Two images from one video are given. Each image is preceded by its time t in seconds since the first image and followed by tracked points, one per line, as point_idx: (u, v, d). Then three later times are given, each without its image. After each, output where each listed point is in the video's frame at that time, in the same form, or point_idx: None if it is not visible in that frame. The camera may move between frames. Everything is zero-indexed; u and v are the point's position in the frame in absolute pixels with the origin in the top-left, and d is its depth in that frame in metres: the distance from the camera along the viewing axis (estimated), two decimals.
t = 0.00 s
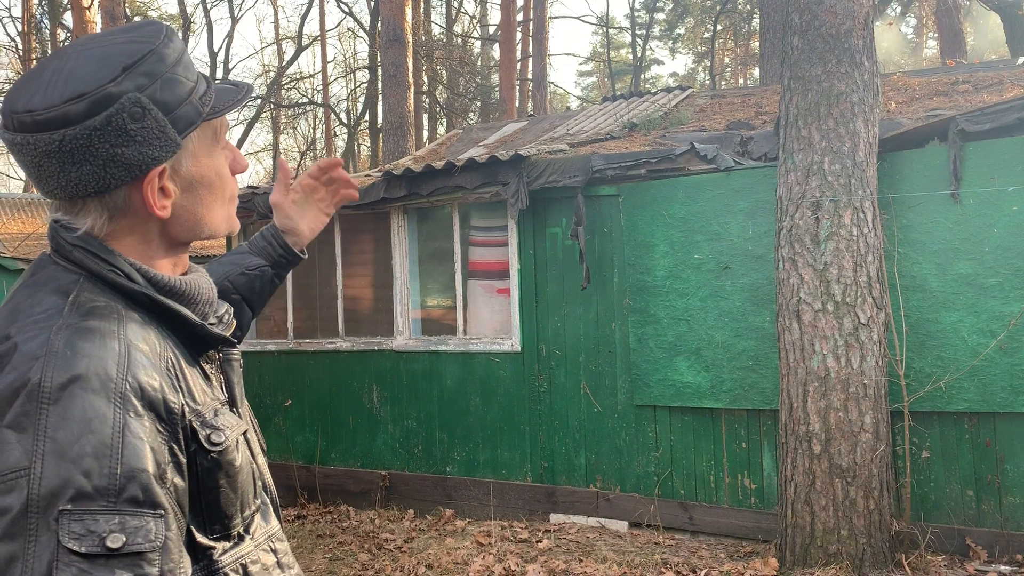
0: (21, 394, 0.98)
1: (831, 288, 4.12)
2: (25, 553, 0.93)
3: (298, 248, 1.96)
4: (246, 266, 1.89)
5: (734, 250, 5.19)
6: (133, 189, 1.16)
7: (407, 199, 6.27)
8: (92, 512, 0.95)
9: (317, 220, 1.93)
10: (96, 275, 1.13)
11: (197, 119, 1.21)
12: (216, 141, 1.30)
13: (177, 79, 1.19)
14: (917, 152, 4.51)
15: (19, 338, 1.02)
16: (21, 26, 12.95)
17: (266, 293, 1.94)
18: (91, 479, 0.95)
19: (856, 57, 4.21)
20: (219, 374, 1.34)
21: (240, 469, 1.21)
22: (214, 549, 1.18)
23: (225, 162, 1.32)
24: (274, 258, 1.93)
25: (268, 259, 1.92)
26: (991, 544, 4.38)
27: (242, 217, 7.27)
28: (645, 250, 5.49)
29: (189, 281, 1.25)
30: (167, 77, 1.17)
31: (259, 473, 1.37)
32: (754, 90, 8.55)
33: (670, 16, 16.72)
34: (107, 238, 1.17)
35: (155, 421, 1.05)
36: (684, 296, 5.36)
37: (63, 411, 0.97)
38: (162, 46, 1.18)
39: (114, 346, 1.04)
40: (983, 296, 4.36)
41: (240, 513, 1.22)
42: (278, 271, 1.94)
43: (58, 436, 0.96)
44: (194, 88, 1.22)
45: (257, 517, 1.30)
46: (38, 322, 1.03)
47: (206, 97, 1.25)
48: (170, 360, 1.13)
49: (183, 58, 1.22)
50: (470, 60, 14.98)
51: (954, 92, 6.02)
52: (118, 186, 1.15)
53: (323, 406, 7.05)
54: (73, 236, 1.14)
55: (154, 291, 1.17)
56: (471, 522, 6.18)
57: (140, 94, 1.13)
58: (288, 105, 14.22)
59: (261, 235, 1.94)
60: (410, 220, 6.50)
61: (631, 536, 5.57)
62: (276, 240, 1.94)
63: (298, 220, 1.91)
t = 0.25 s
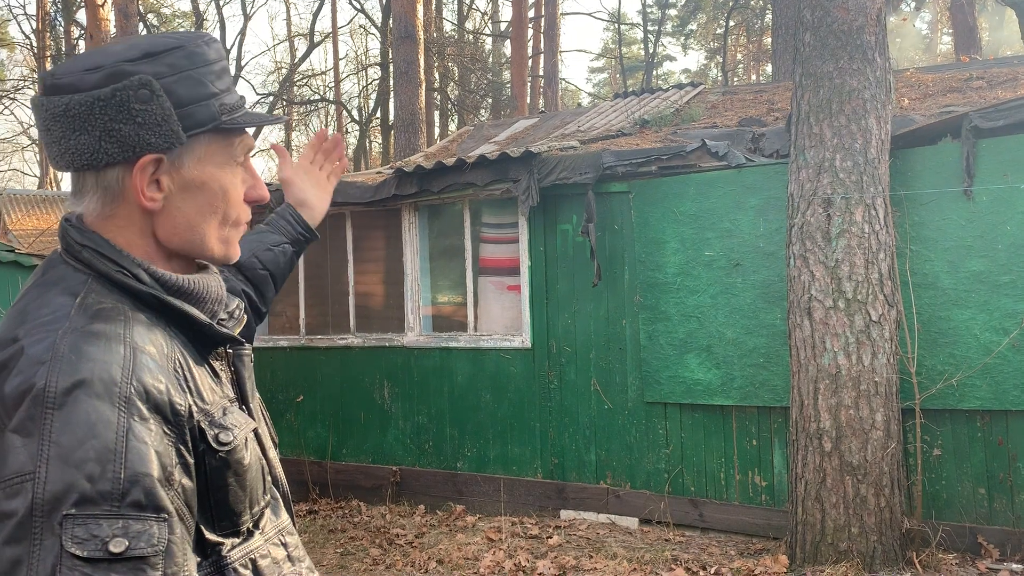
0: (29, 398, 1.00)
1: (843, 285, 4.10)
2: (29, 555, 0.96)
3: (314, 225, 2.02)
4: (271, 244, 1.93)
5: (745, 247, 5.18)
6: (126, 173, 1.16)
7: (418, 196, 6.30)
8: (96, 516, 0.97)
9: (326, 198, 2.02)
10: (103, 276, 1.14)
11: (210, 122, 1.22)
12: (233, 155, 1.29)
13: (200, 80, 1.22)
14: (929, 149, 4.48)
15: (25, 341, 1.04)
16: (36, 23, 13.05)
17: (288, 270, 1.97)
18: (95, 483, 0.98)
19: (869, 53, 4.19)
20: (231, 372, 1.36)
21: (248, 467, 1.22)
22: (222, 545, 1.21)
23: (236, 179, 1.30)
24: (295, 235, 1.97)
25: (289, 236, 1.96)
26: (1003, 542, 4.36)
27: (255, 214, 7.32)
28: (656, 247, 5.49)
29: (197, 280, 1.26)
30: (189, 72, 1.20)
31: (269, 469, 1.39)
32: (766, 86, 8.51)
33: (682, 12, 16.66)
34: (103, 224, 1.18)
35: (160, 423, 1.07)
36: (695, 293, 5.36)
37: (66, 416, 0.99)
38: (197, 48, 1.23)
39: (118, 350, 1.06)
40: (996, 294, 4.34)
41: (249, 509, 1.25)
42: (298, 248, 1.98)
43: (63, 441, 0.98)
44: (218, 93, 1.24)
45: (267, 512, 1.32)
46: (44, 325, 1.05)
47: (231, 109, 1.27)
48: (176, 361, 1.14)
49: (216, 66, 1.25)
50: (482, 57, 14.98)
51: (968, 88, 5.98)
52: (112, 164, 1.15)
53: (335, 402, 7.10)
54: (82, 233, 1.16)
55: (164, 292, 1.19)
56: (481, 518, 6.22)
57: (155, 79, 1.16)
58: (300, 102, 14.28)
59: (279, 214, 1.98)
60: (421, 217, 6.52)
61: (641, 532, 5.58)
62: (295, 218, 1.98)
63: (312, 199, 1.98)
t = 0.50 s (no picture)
0: (45, 389, 1.02)
1: (851, 282, 4.10)
2: (44, 544, 0.98)
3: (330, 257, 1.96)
4: (286, 267, 1.89)
5: (753, 244, 5.17)
6: (142, 175, 1.18)
7: (426, 193, 6.31)
8: (110, 507, 0.99)
9: (344, 233, 1.99)
10: (119, 271, 1.16)
11: (226, 128, 1.23)
12: (247, 161, 1.29)
13: (219, 86, 1.23)
14: (939, 145, 4.47)
15: (42, 335, 1.07)
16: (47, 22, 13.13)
17: (300, 298, 1.91)
18: (109, 474, 1.00)
19: (877, 50, 4.18)
20: (242, 369, 1.37)
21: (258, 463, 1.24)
22: (232, 539, 1.22)
23: (249, 185, 1.31)
24: (310, 262, 1.92)
25: (305, 262, 1.92)
26: (1012, 540, 4.35)
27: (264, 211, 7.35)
28: (664, 244, 5.49)
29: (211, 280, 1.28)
30: (208, 79, 1.21)
31: (279, 467, 1.40)
32: (775, 82, 8.49)
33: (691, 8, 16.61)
34: (117, 224, 1.20)
35: (172, 417, 1.09)
36: (702, 290, 5.35)
37: (82, 407, 1.01)
38: (217, 55, 1.24)
39: (133, 344, 1.08)
40: (1006, 291, 4.32)
41: (259, 505, 1.26)
42: (313, 277, 1.93)
43: (78, 432, 1.00)
44: (235, 99, 1.25)
45: (276, 508, 1.33)
46: (61, 319, 1.08)
47: (247, 115, 1.28)
48: (189, 356, 1.16)
49: (235, 73, 1.27)
50: (490, 54, 14.98)
51: (978, 84, 5.95)
52: (128, 167, 1.17)
53: (344, 399, 7.13)
54: (98, 228, 1.18)
55: (177, 288, 1.21)
56: (489, 514, 6.24)
57: (173, 85, 1.18)
58: (309, 99, 14.32)
59: (298, 240, 1.95)
60: (430, 214, 6.54)
61: (649, 529, 5.59)
62: (313, 246, 1.94)
63: (330, 227, 1.96)
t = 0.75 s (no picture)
0: (57, 378, 1.04)
1: (856, 279, 4.10)
2: (55, 531, 0.99)
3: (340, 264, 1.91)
4: (293, 269, 1.84)
5: (758, 240, 5.17)
6: (181, 182, 1.21)
7: (431, 190, 6.32)
8: (120, 495, 1.01)
9: (355, 242, 1.92)
10: (128, 265, 1.17)
11: (252, 129, 1.28)
12: (260, 155, 1.35)
13: (243, 89, 1.27)
14: (944, 141, 4.46)
15: (54, 325, 1.08)
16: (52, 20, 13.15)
17: (307, 303, 1.85)
18: (120, 463, 1.01)
19: (883, 46, 4.17)
20: (248, 362, 1.38)
21: (265, 454, 1.25)
22: (238, 531, 1.23)
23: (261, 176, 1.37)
24: (319, 267, 1.87)
25: (313, 266, 1.86)
26: (1017, 537, 4.35)
27: (270, 209, 7.37)
28: (668, 241, 5.49)
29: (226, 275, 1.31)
30: (237, 84, 1.25)
31: (285, 460, 1.41)
32: (780, 78, 8.47)
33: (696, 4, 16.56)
34: (144, 226, 1.22)
35: (181, 407, 1.10)
36: (707, 287, 5.35)
37: (93, 397, 1.03)
38: (235, 58, 1.26)
39: (142, 335, 1.09)
40: (1012, 287, 4.31)
41: (265, 497, 1.27)
42: (320, 283, 1.87)
43: (89, 421, 1.01)
44: (254, 99, 1.30)
45: (282, 501, 1.34)
46: (73, 311, 1.09)
47: (260, 112, 1.33)
48: (197, 348, 1.17)
49: (248, 71, 1.30)
50: (495, 50, 14.96)
51: (984, 80, 5.92)
52: (171, 177, 1.19)
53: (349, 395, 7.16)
54: (108, 223, 1.19)
55: (186, 282, 1.21)
56: (494, 510, 6.26)
57: (212, 95, 1.20)
58: (314, 96, 14.33)
59: (309, 244, 1.89)
60: (434, 211, 6.55)
61: (654, 525, 5.60)
62: (323, 251, 1.89)
63: (342, 234, 1.90)
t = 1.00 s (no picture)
0: (64, 370, 1.04)
1: (855, 276, 4.10)
2: (72, 521, 1.00)
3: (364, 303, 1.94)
4: (315, 293, 1.90)
5: (756, 238, 5.17)
6: (173, 178, 1.22)
7: (430, 187, 6.33)
8: (134, 482, 1.01)
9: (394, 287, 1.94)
10: (125, 261, 1.18)
11: (243, 124, 1.29)
12: (251, 151, 1.35)
13: (234, 85, 1.26)
14: (943, 138, 4.46)
15: (57, 320, 1.09)
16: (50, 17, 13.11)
17: (321, 328, 1.90)
18: (132, 451, 1.02)
19: (882, 43, 4.17)
20: (244, 359, 1.39)
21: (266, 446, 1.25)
22: (243, 522, 1.23)
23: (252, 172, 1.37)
24: (340, 299, 1.91)
25: (335, 296, 1.90)
26: (1015, 533, 4.36)
27: (269, 207, 7.38)
28: (668, 238, 5.49)
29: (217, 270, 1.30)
30: (229, 79, 1.25)
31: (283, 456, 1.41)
32: (779, 75, 8.46)
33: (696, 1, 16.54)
34: (135, 222, 1.22)
35: (186, 397, 1.11)
36: (706, 284, 5.36)
37: (102, 387, 1.03)
38: (226, 54, 1.26)
39: (146, 327, 1.10)
40: (1010, 284, 4.31)
41: (266, 488, 1.27)
42: (339, 314, 1.90)
43: (100, 411, 1.02)
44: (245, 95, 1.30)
45: (281, 493, 1.33)
46: (75, 305, 1.10)
47: (252, 107, 1.33)
48: (198, 341, 1.18)
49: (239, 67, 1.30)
50: (494, 47, 14.95)
51: (982, 77, 5.92)
52: (162, 172, 1.20)
53: (350, 393, 7.16)
54: (103, 220, 1.20)
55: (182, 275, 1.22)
56: (494, 508, 6.27)
57: (204, 90, 1.20)
58: (314, 94, 14.31)
59: (340, 275, 1.95)
60: (434, 209, 6.55)
61: (654, 522, 5.61)
62: (351, 284, 1.93)
63: (378, 275, 1.94)
